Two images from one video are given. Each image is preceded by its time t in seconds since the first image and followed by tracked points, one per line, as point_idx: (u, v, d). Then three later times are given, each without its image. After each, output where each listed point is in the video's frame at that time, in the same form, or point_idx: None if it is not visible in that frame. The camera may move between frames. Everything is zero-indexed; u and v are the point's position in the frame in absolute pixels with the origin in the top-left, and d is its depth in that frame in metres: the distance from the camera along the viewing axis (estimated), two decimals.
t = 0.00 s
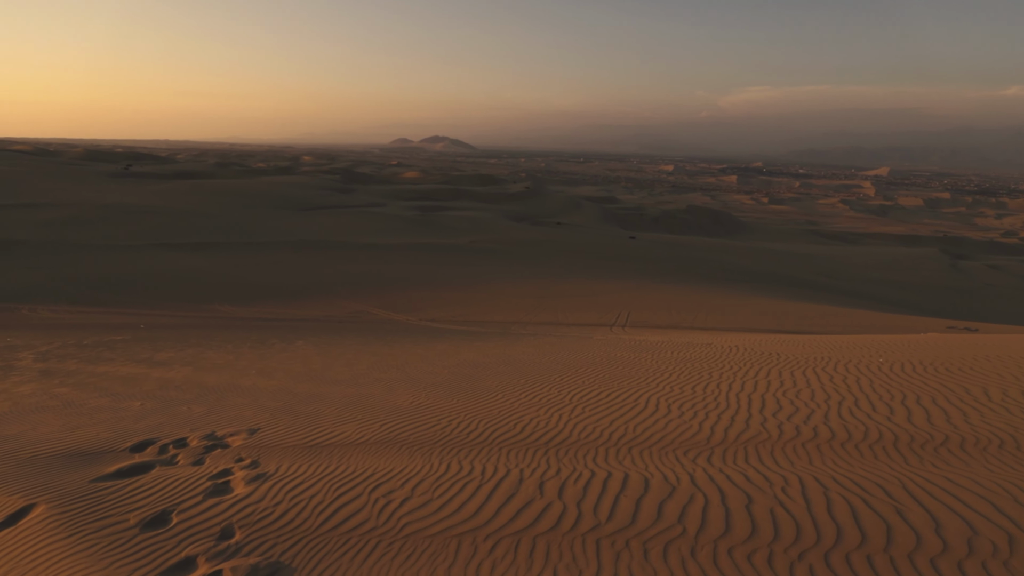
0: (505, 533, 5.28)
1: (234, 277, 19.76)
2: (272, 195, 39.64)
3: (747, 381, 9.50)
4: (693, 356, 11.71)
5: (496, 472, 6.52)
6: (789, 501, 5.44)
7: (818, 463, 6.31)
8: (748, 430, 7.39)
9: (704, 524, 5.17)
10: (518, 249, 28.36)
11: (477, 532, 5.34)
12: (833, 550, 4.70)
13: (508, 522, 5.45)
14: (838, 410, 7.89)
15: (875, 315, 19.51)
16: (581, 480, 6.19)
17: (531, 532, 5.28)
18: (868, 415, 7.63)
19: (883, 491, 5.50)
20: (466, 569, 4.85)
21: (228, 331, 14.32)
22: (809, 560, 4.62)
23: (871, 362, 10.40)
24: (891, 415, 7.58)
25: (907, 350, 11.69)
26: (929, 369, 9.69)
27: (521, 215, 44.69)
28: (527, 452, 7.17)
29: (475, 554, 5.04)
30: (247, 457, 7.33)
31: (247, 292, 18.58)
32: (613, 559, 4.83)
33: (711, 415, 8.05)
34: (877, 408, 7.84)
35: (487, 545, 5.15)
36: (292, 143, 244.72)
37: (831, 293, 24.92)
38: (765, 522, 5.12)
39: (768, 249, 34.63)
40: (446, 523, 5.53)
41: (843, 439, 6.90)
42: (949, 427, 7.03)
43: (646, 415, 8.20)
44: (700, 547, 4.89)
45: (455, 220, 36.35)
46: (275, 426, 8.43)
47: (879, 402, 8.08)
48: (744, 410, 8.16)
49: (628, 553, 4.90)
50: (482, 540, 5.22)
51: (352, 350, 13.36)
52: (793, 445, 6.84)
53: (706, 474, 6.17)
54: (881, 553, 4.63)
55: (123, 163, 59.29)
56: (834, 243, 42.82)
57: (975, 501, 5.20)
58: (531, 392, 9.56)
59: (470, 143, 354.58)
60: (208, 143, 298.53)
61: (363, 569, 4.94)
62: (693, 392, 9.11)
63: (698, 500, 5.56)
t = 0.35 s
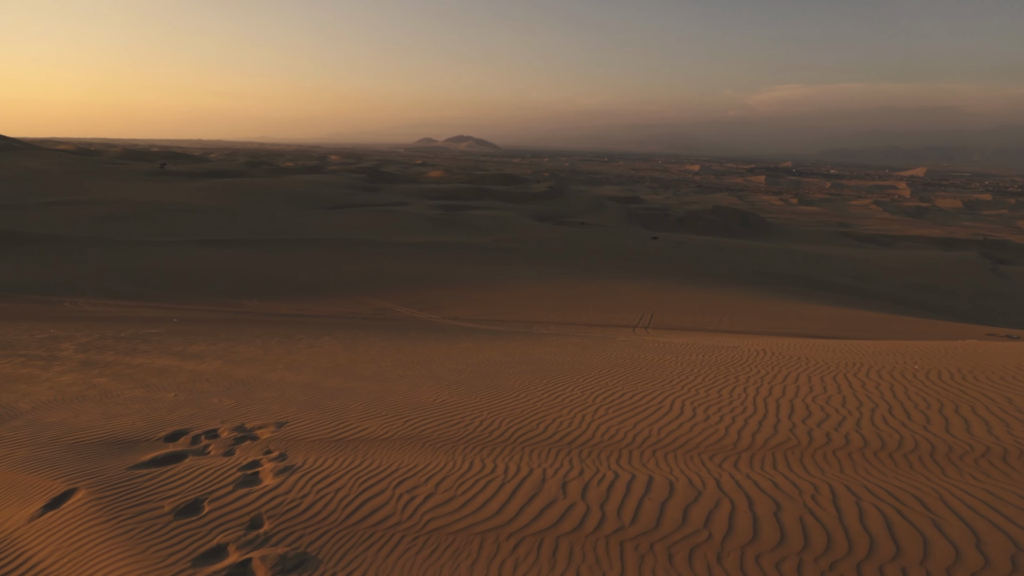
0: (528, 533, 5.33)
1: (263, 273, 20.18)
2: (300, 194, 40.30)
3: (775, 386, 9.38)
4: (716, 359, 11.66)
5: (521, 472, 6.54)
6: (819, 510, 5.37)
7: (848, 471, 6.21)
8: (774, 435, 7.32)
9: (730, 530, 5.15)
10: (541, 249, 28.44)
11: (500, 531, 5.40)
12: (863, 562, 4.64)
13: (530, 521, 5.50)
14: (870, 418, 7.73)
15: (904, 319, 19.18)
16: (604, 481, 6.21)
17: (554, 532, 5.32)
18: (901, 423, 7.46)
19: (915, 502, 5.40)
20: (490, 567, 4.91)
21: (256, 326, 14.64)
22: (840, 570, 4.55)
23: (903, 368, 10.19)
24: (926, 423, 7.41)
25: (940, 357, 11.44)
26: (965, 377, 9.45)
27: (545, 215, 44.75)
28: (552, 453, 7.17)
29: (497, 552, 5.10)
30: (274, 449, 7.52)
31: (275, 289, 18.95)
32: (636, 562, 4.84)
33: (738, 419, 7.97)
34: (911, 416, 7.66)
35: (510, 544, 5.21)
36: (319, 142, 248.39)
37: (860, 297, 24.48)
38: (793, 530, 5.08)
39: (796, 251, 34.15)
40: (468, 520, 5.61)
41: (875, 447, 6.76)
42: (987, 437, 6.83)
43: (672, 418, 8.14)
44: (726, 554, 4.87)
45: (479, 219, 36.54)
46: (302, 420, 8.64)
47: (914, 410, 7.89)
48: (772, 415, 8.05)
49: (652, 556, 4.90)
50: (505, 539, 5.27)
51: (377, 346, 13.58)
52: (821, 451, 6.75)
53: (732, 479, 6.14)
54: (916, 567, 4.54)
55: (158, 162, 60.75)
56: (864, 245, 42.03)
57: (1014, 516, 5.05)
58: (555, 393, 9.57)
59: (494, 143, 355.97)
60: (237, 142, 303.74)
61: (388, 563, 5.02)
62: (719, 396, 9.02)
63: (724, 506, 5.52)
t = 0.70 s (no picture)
0: (553, 533, 5.33)
1: (292, 270, 20.58)
2: (329, 192, 40.94)
3: (806, 391, 9.18)
4: (744, 363, 11.54)
5: (546, 474, 6.52)
6: (854, 520, 5.24)
7: (885, 482, 6.03)
8: (805, 441, 7.19)
9: (759, 537, 5.07)
10: (567, 249, 28.43)
11: (524, 530, 5.42)
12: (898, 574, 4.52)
13: (555, 521, 5.50)
14: (909, 426, 7.50)
15: (938, 325, 18.73)
16: (630, 484, 6.17)
17: (579, 533, 5.31)
18: (942, 434, 7.21)
19: (956, 517, 5.22)
20: (515, 565, 4.92)
21: (286, 321, 14.95)
22: None
23: (942, 377, 9.89)
24: (969, 435, 7.14)
25: (980, 366, 11.09)
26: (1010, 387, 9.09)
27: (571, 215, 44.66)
28: (577, 455, 7.12)
29: (522, 551, 5.11)
30: (304, 442, 7.70)
31: (303, 285, 19.31)
32: (663, 565, 4.80)
33: (768, 424, 7.81)
34: (953, 427, 7.40)
35: (534, 543, 5.21)
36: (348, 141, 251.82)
37: (893, 302, 23.95)
38: (826, 539, 4.98)
39: (827, 253, 33.54)
40: (492, 518, 5.64)
41: (914, 458, 6.56)
42: None
43: (700, 422, 8.02)
44: (755, 560, 4.79)
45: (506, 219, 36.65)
46: (330, 413, 8.83)
47: (956, 421, 7.62)
48: (804, 421, 7.87)
49: (679, 560, 4.85)
50: (529, 538, 5.28)
51: (403, 343, 13.76)
52: (855, 460, 6.59)
53: (761, 484, 6.05)
54: None
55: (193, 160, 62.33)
56: (899, 249, 41.04)
57: None
58: (579, 395, 9.53)
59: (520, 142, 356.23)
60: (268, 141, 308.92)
61: (414, 558, 5.07)
62: (749, 400, 8.87)
63: (754, 513, 5.43)
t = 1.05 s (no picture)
0: (578, 533, 5.36)
1: (321, 266, 20.94)
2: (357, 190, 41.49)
3: (840, 399, 8.99)
4: (772, 368, 11.40)
5: (572, 475, 6.53)
6: (891, 534, 5.14)
7: (923, 495, 5.89)
8: (837, 448, 7.07)
9: (789, 547, 5.02)
10: (592, 249, 28.36)
11: (549, 529, 5.46)
12: None
13: (580, 522, 5.53)
14: (950, 438, 7.29)
15: (973, 332, 18.23)
16: (656, 487, 6.16)
17: (605, 534, 5.32)
18: (987, 448, 6.97)
19: (1000, 536, 5.07)
20: (540, 564, 4.96)
21: (314, 316, 15.24)
22: None
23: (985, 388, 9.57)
24: (1015, 449, 6.90)
25: None
26: None
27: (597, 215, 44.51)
28: (602, 456, 7.12)
29: (547, 549, 5.15)
30: (332, 435, 7.87)
31: (331, 281, 19.61)
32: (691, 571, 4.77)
33: (799, 431, 7.69)
34: (998, 441, 7.16)
35: (559, 542, 5.25)
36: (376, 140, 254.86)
37: (927, 308, 23.37)
38: (861, 553, 4.89)
39: (859, 256, 32.85)
40: (517, 516, 5.70)
41: (955, 471, 6.38)
42: None
43: (728, 427, 7.93)
44: (786, 570, 4.73)
45: (531, 218, 36.71)
46: (358, 407, 9.01)
47: (1000, 434, 7.37)
48: (837, 428, 7.72)
49: (707, 566, 4.82)
50: (554, 537, 5.32)
51: (428, 340, 13.93)
52: (891, 470, 6.45)
53: (791, 492, 5.98)
54: None
55: (227, 159, 63.72)
56: (935, 253, 40.00)
57: None
58: (605, 396, 9.51)
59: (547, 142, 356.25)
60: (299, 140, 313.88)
61: (440, 553, 5.15)
62: (779, 406, 8.74)
63: (785, 522, 5.38)
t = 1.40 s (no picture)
0: (604, 535, 5.37)
1: (349, 263, 21.24)
2: (385, 189, 41.92)
3: (875, 407, 8.79)
4: (803, 374, 11.21)
5: (597, 476, 6.52)
6: (930, 548, 5.05)
7: (963, 509, 5.75)
8: (871, 458, 6.93)
9: (821, 558, 4.95)
10: (619, 249, 28.24)
11: (574, 530, 5.48)
12: None
13: (606, 524, 5.54)
14: (992, 452, 7.08)
15: (1013, 341, 17.69)
16: (683, 491, 6.13)
17: (631, 537, 5.32)
18: None
19: None
20: (565, 565, 4.99)
21: (343, 312, 15.48)
22: None
23: None
24: None
25: None
26: None
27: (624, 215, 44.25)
28: (628, 458, 7.09)
29: (571, 550, 5.17)
30: (359, 429, 7.99)
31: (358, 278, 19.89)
32: None
33: (831, 438, 7.55)
34: None
35: (584, 543, 5.27)
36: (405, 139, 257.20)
37: (965, 315, 22.71)
38: (896, 567, 4.81)
39: (895, 260, 32.06)
40: (543, 516, 5.74)
41: (997, 487, 6.21)
42: None
43: (757, 431, 7.82)
44: None
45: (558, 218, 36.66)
46: (384, 403, 9.13)
47: None
48: (871, 437, 7.56)
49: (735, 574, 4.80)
50: (579, 538, 5.34)
51: (454, 338, 14.05)
52: (928, 483, 6.30)
53: (822, 501, 5.90)
54: None
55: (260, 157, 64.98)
56: (975, 257, 38.81)
57: None
58: (631, 398, 9.45)
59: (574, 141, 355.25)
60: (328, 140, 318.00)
61: (466, 549, 5.21)
62: (810, 412, 8.58)
63: (816, 533, 5.31)
